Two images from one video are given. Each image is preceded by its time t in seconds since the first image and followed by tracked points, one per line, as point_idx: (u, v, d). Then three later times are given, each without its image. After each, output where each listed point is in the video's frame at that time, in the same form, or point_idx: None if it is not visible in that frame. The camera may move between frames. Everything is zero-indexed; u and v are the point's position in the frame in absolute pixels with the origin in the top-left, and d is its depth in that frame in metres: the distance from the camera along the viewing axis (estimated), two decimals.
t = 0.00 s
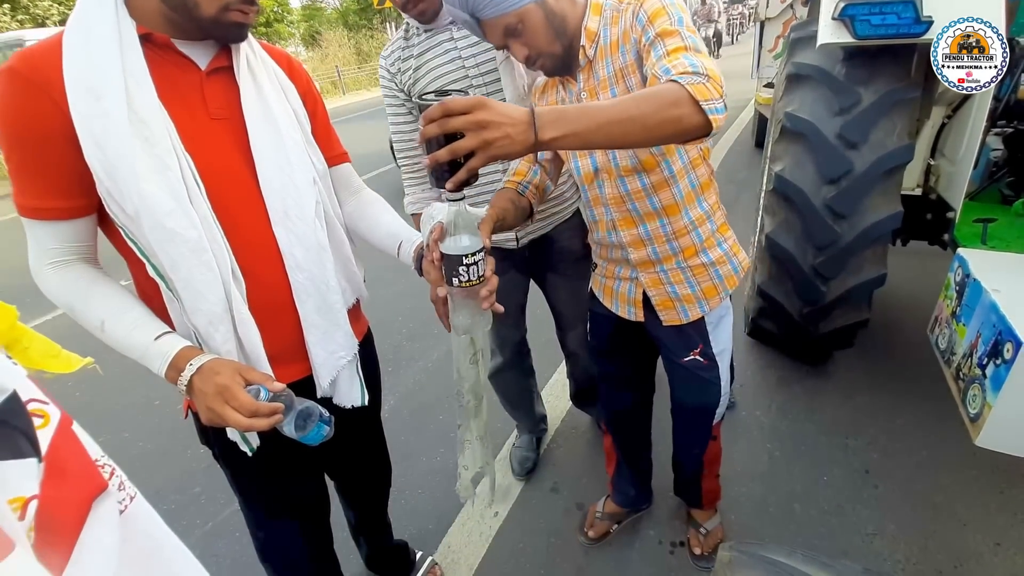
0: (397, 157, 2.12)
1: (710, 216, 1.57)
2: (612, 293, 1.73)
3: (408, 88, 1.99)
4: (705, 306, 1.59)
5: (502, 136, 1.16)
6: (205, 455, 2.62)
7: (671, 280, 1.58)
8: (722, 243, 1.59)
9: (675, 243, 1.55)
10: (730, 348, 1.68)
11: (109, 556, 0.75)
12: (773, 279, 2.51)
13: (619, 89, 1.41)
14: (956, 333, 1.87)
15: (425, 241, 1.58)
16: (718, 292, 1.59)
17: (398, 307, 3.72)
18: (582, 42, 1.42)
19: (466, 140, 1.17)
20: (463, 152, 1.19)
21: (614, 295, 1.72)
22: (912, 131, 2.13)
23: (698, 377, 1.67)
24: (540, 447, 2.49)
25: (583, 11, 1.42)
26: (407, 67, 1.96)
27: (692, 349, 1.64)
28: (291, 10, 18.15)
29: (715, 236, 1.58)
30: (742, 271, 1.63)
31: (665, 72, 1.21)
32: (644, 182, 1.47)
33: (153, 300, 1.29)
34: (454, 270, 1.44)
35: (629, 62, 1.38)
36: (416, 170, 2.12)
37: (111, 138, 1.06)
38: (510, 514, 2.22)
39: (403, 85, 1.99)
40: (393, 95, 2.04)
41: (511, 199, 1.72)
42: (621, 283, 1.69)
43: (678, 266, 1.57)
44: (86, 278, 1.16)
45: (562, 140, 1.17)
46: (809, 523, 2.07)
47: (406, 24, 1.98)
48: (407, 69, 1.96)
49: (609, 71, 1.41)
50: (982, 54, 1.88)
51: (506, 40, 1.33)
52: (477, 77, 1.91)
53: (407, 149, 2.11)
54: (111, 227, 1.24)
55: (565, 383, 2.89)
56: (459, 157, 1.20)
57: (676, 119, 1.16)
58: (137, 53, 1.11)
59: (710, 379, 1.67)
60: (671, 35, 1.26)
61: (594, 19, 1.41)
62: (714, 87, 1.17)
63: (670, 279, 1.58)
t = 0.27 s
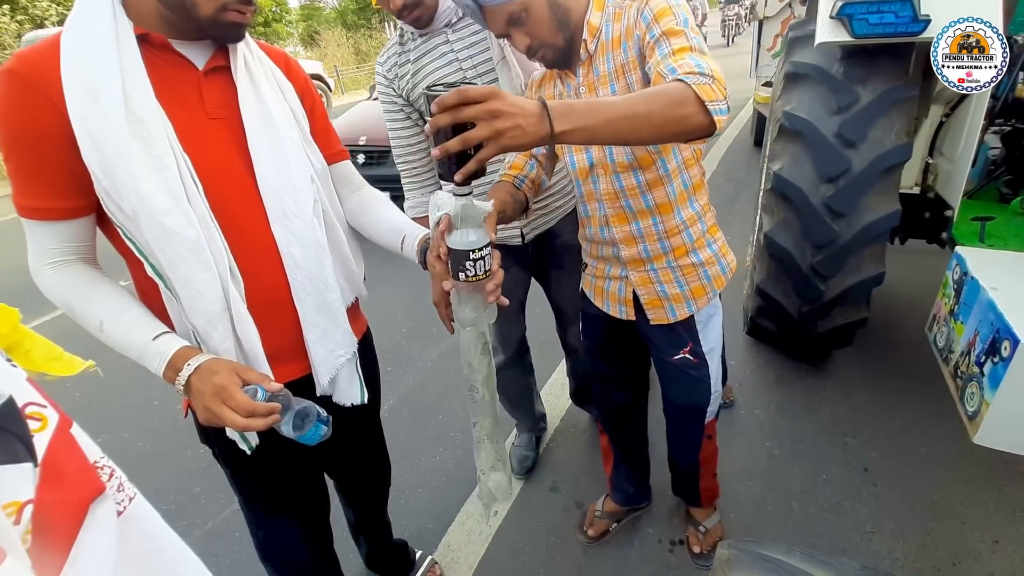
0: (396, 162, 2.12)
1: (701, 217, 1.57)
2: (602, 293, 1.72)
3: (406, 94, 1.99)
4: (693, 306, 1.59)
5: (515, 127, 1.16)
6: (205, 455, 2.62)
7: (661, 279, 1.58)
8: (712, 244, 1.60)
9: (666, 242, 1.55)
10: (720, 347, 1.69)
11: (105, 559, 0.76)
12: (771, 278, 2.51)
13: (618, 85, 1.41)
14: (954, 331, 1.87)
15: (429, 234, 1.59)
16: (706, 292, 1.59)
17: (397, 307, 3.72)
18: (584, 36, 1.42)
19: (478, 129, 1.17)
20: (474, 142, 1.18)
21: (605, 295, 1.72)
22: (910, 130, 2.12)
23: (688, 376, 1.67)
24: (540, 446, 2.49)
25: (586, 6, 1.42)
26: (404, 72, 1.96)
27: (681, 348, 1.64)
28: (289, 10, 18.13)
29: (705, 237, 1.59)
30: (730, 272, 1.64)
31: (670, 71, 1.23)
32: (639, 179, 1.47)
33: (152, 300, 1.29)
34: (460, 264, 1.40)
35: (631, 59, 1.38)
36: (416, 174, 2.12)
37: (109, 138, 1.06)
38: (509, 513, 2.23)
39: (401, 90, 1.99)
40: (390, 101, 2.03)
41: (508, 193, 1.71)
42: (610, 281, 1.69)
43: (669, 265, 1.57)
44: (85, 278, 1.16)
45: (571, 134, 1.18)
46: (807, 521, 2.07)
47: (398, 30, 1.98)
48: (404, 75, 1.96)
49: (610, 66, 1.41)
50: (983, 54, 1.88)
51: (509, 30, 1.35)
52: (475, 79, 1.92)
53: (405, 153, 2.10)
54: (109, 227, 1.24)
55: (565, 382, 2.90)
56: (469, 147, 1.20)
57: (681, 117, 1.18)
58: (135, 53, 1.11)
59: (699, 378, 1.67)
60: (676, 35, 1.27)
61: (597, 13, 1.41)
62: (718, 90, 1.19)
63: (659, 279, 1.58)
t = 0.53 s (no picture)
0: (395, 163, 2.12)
1: (691, 219, 1.58)
2: (592, 294, 1.72)
3: (405, 94, 2.00)
4: (680, 307, 1.60)
5: (522, 126, 1.15)
6: (204, 455, 2.63)
7: (649, 280, 1.58)
8: (701, 247, 1.61)
9: (656, 243, 1.55)
10: (708, 347, 1.70)
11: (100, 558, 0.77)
12: (769, 277, 2.52)
13: (614, 84, 1.42)
14: (951, 330, 1.88)
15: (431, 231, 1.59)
16: (694, 294, 1.60)
17: (396, 307, 3.72)
18: (583, 33, 1.42)
19: (485, 128, 1.15)
20: (481, 141, 1.17)
21: (595, 296, 1.71)
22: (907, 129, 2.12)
23: (678, 376, 1.68)
24: (538, 446, 2.50)
25: (585, 4, 1.42)
26: (403, 73, 1.97)
27: (672, 348, 1.65)
28: (287, 9, 18.11)
29: (695, 239, 1.60)
30: (717, 275, 1.65)
31: (668, 74, 1.24)
32: (632, 178, 1.47)
33: (149, 300, 1.29)
34: (464, 262, 1.39)
35: (628, 58, 1.38)
36: (416, 173, 2.13)
37: (104, 139, 1.06)
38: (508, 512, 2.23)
39: (399, 91, 2.00)
40: (388, 103, 2.03)
41: (504, 189, 1.71)
42: (600, 282, 1.68)
43: (658, 266, 1.57)
44: (81, 278, 1.16)
45: (574, 135, 1.18)
46: (805, 519, 2.08)
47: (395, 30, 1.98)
48: (403, 75, 1.96)
49: (607, 63, 1.41)
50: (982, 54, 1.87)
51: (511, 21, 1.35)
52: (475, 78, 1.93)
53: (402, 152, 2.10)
54: (106, 228, 1.24)
55: (563, 381, 2.90)
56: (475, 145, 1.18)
57: (679, 121, 1.19)
58: (130, 54, 1.11)
59: (689, 378, 1.68)
60: (675, 37, 1.28)
61: (596, 12, 1.42)
62: (715, 94, 1.21)
63: (648, 279, 1.58)
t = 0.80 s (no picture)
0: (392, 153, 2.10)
1: (677, 221, 1.59)
2: (579, 296, 1.72)
3: (407, 84, 1.99)
4: (665, 310, 1.60)
5: (518, 122, 1.15)
6: (200, 456, 2.62)
7: (635, 282, 1.58)
8: (687, 250, 1.62)
9: (642, 244, 1.55)
10: (695, 350, 1.69)
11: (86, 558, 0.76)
12: (765, 276, 2.52)
13: (607, 83, 1.41)
14: (945, 328, 1.88)
15: (428, 230, 1.60)
16: (679, 297, 1.60)
17: (392, 307, 3.72)
18: (576, 31, 1.42)
19: (482, 123, 1.15)
20: (478, 136, 1.16)
21: (581, 298, 1.71)
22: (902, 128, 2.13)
23: (664, 378, 1.68)
24: (535, 446, 2.50)
25: (581, 3, 1.42)
26: (407, 63, 1.96)
27: (658, 350, 1.65)
28: (284, 9, 18.06)
29: (680, 242, 1.60)
30: (701, 278, 1.66)
31: (662, 76, 1.25)
32: (621, 177, 1.47)
33: (139, 301, 1.29)
34: (462, 258, 1.39)
35: (622, 57, 1.38)
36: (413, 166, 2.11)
37: (93, 139, 1.05)
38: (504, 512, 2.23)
39: (402, 81, 1.99)
40: (390, 91, 2.02)
41: (496, 187, 1.70)
42: (586, 284, 1.68)
43: (644, 268, 1.57)
44: (71, 279, 1.16)
45: (569, 132, 1.19)
46: (801, 518, 2.08)
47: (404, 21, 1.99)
48: (407, 65, 1.96)
49: (598, 63, 1.41)
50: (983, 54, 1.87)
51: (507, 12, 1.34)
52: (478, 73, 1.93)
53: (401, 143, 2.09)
54: (95, 228, 1.24)
55: (559, 381, 2.90)
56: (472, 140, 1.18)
57: (671, 122, 1.20)
58: (120, 53, 1.11)
59: (674, 380, 1.68)
60: (669, 40, 1.29)
61: (591, 11, 1.42)
62: (706, 97, 1.22)
63: (634, 281, 1.58)
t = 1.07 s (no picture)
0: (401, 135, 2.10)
1: (663, 222, 1.60)
2: (565, 298, 1.72)
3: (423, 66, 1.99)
4: (650, 312, 1.60)
5: (513, 115, 1.15)
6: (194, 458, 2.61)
7: (620, 283, 1.58)
8: (672, 252, 1.63)
9: (628, 244, 1.56)
10: (682, 351, 1.69)
11: (64, 561, 0.76)
12: (759, 275, 2.53)
13: (597, 79, 1.40)
14: (937, 326, 1.89)
15: (422, 227, 1.59)
16: (664, 298, 1.60)
17: (388, 307, 3.71)
18: (567, 28, 1.42)
19: (478, 115, 1.15)
20: (474, 128, 1.16)
21: (567, 300, 1.71)
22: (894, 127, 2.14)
23: (650, 379, 1.68)
24: (530, 445, 2.50)
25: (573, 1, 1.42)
26: (425, 45, 1.96)
27: (644, 352, 1.65)
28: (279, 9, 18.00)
29: (665, 243, 1.61)
30: (686, 281, 1.66)
31: (655, 76, 1.25)
32: (609, 175, 1.47)
33: (127, 301, 1.28)
34: (459, 254, 1.38)
35: (613, 55, 1.38)
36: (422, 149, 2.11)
37: (79, 136, 1.05)
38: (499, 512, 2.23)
39: (418, 62, 1.99)
40: (405, 71, 2.02)
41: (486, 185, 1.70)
42: (572, 285, 1.68)
43: (630, 268, 1.57)
44: (57, 279, 1.15)
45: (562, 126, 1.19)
46: (795, 516, 2.09)
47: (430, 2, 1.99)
48: (426, 47, 1.96)
49: (588, 60, 1.41)
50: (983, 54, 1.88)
51: None
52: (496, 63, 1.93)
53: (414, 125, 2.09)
54: (82, 227, 1.23)
55: (555, 380, 2.90)
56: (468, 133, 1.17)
57: (664, 121, 1.20)
58: (107, 50, 1.10)
59: (661, 381, 1.68)
60: (661, 41, 1.29)
61: (582, 10, 1.42)
62: (699, 99, 1.23)
63: (619, 281, 1.58)
